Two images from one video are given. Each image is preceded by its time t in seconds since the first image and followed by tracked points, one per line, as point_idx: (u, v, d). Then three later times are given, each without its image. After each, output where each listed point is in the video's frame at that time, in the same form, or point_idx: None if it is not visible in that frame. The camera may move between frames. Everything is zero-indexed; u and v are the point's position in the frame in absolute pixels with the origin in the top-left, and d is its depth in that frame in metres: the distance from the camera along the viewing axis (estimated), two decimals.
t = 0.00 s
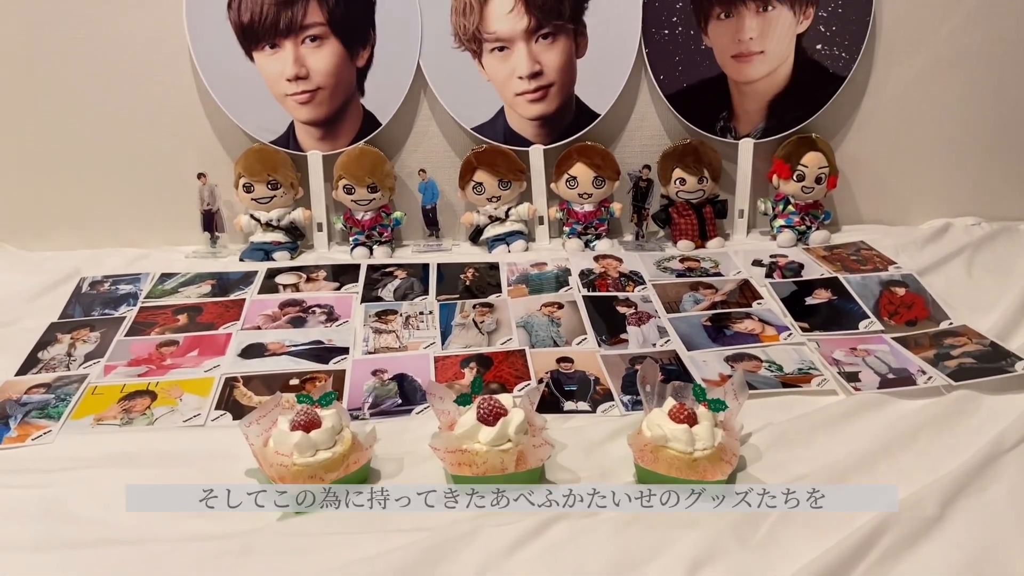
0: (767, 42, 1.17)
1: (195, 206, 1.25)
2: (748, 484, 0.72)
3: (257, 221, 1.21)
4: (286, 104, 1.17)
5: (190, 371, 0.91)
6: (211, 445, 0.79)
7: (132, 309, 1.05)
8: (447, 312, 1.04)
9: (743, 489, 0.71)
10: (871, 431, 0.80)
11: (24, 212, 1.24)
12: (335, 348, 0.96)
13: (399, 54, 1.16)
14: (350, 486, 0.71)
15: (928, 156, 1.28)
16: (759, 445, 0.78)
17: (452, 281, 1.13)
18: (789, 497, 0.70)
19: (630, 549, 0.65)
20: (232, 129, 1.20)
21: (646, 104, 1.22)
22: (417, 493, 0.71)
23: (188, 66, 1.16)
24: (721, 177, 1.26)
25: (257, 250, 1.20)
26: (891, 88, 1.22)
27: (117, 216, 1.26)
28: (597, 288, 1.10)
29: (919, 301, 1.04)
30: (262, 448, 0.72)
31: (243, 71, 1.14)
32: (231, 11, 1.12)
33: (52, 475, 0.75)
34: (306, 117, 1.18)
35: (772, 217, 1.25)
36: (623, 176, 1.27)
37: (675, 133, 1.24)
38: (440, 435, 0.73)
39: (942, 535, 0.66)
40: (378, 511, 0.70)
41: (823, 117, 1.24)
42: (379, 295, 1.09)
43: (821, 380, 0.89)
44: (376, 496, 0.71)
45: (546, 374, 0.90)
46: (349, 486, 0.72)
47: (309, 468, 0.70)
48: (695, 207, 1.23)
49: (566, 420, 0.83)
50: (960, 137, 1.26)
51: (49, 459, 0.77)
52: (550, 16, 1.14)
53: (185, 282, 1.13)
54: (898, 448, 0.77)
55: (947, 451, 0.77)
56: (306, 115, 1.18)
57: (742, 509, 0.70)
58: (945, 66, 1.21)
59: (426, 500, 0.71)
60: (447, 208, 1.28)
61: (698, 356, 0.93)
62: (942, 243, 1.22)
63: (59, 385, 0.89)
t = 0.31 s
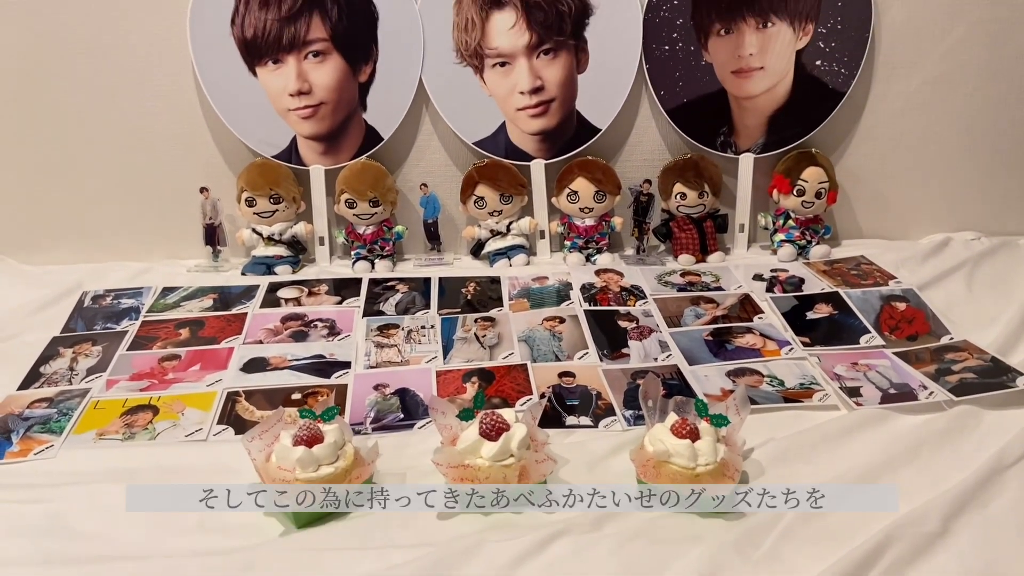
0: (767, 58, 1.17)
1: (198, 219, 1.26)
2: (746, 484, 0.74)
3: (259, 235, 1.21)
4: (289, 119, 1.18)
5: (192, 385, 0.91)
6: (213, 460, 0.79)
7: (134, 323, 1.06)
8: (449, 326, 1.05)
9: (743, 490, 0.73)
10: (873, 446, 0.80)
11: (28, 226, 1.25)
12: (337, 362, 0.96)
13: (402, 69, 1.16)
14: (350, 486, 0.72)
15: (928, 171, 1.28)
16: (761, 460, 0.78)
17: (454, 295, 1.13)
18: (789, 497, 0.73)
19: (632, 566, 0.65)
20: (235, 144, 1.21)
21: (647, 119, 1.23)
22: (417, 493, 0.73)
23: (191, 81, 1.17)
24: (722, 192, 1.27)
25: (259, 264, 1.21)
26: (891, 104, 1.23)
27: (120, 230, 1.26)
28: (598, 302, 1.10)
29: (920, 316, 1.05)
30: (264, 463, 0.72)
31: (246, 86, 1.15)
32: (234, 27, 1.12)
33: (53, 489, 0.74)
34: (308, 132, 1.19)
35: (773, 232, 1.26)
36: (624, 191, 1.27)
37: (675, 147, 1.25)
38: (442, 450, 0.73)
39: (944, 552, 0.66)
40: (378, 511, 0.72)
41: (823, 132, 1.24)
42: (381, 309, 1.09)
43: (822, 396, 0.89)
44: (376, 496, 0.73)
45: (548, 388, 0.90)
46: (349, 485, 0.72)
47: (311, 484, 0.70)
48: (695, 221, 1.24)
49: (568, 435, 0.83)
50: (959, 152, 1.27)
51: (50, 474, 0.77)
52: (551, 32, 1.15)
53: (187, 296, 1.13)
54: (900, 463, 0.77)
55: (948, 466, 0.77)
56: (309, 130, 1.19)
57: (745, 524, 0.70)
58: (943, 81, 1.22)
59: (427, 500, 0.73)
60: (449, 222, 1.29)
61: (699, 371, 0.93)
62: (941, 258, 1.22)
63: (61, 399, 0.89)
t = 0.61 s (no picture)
0: (766, 74, 1.18)
1: (199, 234, 1.26)
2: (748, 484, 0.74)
3: (260, 250, 1.22)
4: (290, 134, 1.18)
5: (192, 400, 0.91)
6: (213, 477, 0.79)
7: (134, 338, 1.06)
8: (449, 341, 1.05)
9: (744, 490, 0.72)
10: (875, 462, 0.79)
11: (29, 241, 1.25)
12: (338, 378, 0.96)
13: (403, 85, 1.17)
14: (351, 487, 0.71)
15: (926, 186, 1.29)
16: (762, 476, 0.78)
17: (454, 310, 1.13)
18: (789, 497, 0.74)
19: None
20: (237, 158, 1.22)
21: (647, 135, 1.24)
22: (417, 493, 0.74)
23: (194, 97, 1.18)
24: (722, 207, 1.27)
25: (259, 278, 1.21)
26: (889, 120, 1.24)
27: (121, 245, 1.26)
28: (599, 317, 1.10)
29: (920, 331, 1.05)
30: (264, 479, 0.72)
31: (248, 101, 1.16)
32: (236, 43, 1.13)
33: (52, 505, 0.74)
34: (310, 147, 1.19)
35: (773, 247, 1.26)
36: (624, 206, 1.28)
37: (675, 163, 1.26)
38: (442, 466, 0.73)
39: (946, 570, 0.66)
40: (378, 528, 0.72)
41: (822, 148, 1.25)
42: (382, 324, 1.09)
43: (823, 412, 0.88)
44: (376, 496, 0.73)
45: (549, 404, 0.90)
46: (350, 486, 0.72)
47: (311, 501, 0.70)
48: (695, 236, 1.24)
49: (569, 451, 0.83)
50: (957, 168, 1.28)
51: (50, 490, 0.77)
52: (551, 48, 1.15)
53: (187, 310, 1.13)
54: (902, 480, 0.76)
55: (949, 482, 0.77)
56: (310, 145, 1.19)
57: (746, 541, 0.69)
58: (941, 98, 1.23)
59: (427, 499, 0.73)
60: (449, 237, 1.29)
61: (700, 387, 0.93)
62: (941, 273, 1.22)
63: (61, 415, 0.89)
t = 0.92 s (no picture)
0: (766, 89, 1.19)
1: (201, 248, 1.27)
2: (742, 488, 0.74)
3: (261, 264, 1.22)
4: (292, 148, 1.19)
5: (193, 415, 0.91)
6: (214, 492, 0.79)
7: (135, 352, 1.06)
8: (450, 355, 1.05)
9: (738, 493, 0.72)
10: (876, 477, 0.79)
11: (31, 255, 1.25)
12: (339, 392, 0.96)
13: (405, 101, 1.18)
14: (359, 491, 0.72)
15: (925, 201, 1.29)
16: (764, 491, 0.78)
17: (455, 324, 1.14)
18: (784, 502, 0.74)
19: None
20: (239, 173, 1.22)
21: (648, 149, 1.24)
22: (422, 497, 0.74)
23: (197, 112, 1.18)
24: (722, 221, 1.28)
25: (261, 292, 1.21)
26: (888, 135, 1.24)
27: (124, 259, 1.27)
28: (600, 331, 1.10)
29: (921, 346, 1.05)
30: (266, 495, 0.72)
31: (250, 116, 1.17)
32: (239, 58, 1.14)
33: (53, 519, 0.74)
34: (311, 161, 1.20)
35: (773, 261, 1.27)
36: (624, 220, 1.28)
37: (675, 177, 1.26)
38: (444, 481, 0.73)
39: None
40: (378, 543, 0.72)
41: (821, 163, 1.26)
42: (382, 338, 1.10)
43: (824, 426, 0.88)
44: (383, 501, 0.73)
45: (550, 419, 0.90)
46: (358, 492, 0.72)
47: (314, 516, 0.70)
48: (696, 250, 1.24)
49: (570, 466, 0.83)
50: (956, 183, 1.28)
51: (51, 505, 0.77)
52: (552, 63, 1.16)
53: (189, 324, 1.14)
54: (904, 495, 0.76)
55: (951, 498, 0.77)
56: (311, 159, 1.20)
57: (747, 557, 0.69)
58: (940, 113, 1.23)
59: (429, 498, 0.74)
60: (450, 251, 1.29)
61: (701, 402, 0.93)
62: (941, 288, 1.23)
63: (63, 429, 0.89)
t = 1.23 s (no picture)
0: (765, 101, 1.20)
1: (201, 259, 1.27)
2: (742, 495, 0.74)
3: (262, 275, 1.22)
4: (292, 160, 1.20)
5: (193, 426, 0.91)
6: (214, 503, 0.79)
7: (136, 363, 1.06)
8: (450, 366, 1.05)
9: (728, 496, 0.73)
10: (876, 489, 0.79)
11: (32, 266, 1.26)
12: (339, 403, 0.96)
13: (406, 112, 1.19)
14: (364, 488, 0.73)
15: (923, 212, 1.30)
16: (764, 503, 0.78)
17: (455, 335, 1.14)
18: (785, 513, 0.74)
19: None
20: (240, 184, 1.23)
21: (647, 161, 1.25)
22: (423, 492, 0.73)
23: (198, 124, 1.19)
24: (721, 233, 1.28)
25: (261, 303, 1.21)
26: (887, 146, 1.25)
27: (125, 270, 1.27)
28: (600, 342, 1.11)
29: (920, 357, 1.05)
30: (266, 507, 0.72)
31: (251, 128, 1.17)
32: (240, 70, 1.15)
33: (54, 531, 0.74)
34: (312, 173, 1.21)
35: (772, 272, 1.27)
36: (624, 231, 1.29)
37: (675, 189, 1.27)
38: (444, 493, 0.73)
39: None
40: (379, 556, 0.72)
41: (820, 174, 1.26)
42: (382, 348, 1.10)
43: (824, 438, 0.88)
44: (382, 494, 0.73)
45: (550, 430, 0.90)
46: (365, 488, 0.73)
47: (314, 528, 0.70)
48: (695, 261, 1.25)
49: (570, 478, 0.83)
50: (953, 194, 1.29)
51: (51, 517, 0.77)
52: (552, 76, 1.17)
53: (189, 335, 1.14)
54: (904, 506, 0.76)
55: (950, 509, 0.77)
56: (312, 170, 1.21)
57: (747, 569, 0.69)
58: (938, 125, 1.24)
59: (429, 498, 0.73)
60: (450, 262, 1.30)
61: (701, 413, 0.93)
62: (939, 299, 1.23)
63: (63, 441, 0.89)
